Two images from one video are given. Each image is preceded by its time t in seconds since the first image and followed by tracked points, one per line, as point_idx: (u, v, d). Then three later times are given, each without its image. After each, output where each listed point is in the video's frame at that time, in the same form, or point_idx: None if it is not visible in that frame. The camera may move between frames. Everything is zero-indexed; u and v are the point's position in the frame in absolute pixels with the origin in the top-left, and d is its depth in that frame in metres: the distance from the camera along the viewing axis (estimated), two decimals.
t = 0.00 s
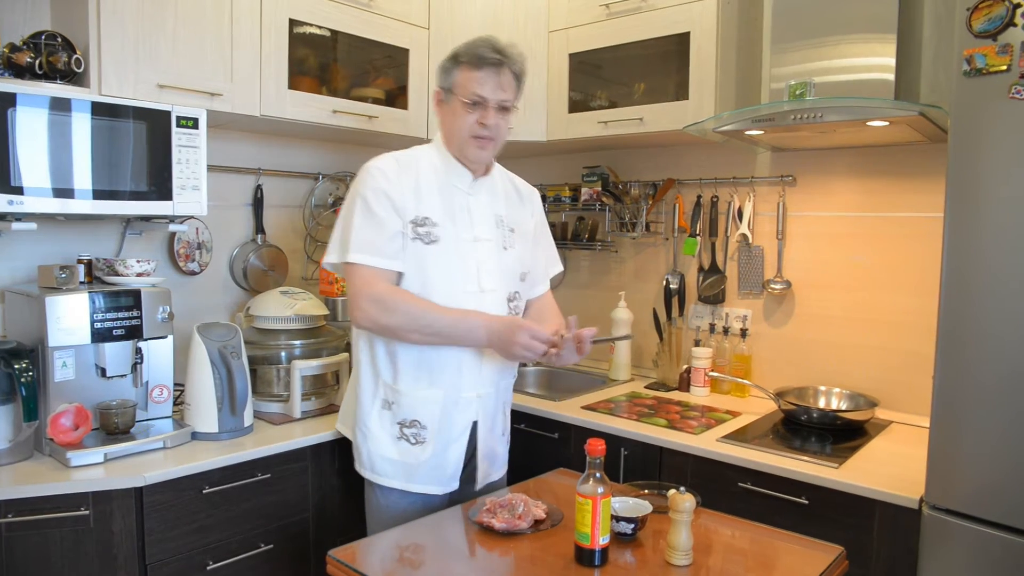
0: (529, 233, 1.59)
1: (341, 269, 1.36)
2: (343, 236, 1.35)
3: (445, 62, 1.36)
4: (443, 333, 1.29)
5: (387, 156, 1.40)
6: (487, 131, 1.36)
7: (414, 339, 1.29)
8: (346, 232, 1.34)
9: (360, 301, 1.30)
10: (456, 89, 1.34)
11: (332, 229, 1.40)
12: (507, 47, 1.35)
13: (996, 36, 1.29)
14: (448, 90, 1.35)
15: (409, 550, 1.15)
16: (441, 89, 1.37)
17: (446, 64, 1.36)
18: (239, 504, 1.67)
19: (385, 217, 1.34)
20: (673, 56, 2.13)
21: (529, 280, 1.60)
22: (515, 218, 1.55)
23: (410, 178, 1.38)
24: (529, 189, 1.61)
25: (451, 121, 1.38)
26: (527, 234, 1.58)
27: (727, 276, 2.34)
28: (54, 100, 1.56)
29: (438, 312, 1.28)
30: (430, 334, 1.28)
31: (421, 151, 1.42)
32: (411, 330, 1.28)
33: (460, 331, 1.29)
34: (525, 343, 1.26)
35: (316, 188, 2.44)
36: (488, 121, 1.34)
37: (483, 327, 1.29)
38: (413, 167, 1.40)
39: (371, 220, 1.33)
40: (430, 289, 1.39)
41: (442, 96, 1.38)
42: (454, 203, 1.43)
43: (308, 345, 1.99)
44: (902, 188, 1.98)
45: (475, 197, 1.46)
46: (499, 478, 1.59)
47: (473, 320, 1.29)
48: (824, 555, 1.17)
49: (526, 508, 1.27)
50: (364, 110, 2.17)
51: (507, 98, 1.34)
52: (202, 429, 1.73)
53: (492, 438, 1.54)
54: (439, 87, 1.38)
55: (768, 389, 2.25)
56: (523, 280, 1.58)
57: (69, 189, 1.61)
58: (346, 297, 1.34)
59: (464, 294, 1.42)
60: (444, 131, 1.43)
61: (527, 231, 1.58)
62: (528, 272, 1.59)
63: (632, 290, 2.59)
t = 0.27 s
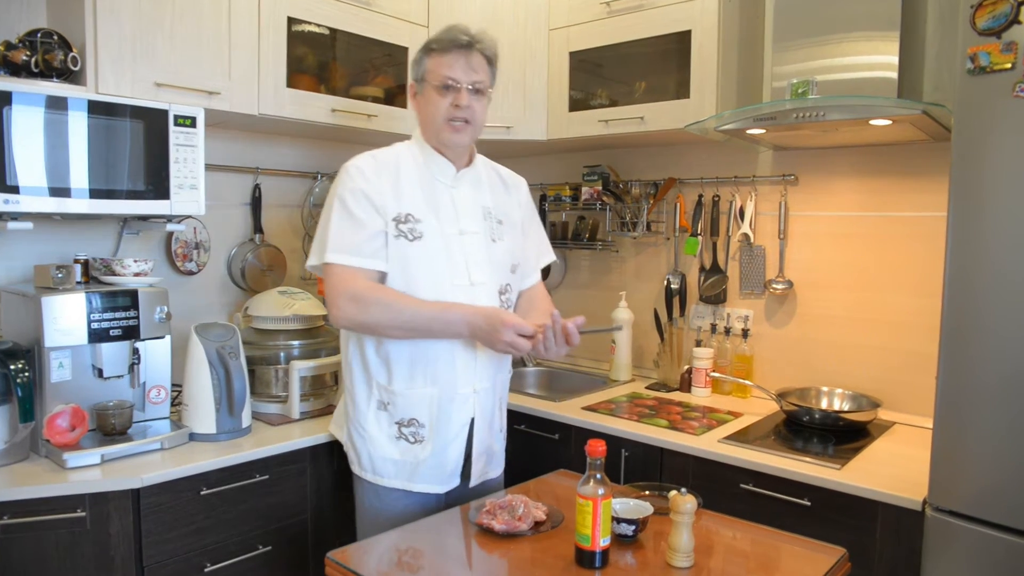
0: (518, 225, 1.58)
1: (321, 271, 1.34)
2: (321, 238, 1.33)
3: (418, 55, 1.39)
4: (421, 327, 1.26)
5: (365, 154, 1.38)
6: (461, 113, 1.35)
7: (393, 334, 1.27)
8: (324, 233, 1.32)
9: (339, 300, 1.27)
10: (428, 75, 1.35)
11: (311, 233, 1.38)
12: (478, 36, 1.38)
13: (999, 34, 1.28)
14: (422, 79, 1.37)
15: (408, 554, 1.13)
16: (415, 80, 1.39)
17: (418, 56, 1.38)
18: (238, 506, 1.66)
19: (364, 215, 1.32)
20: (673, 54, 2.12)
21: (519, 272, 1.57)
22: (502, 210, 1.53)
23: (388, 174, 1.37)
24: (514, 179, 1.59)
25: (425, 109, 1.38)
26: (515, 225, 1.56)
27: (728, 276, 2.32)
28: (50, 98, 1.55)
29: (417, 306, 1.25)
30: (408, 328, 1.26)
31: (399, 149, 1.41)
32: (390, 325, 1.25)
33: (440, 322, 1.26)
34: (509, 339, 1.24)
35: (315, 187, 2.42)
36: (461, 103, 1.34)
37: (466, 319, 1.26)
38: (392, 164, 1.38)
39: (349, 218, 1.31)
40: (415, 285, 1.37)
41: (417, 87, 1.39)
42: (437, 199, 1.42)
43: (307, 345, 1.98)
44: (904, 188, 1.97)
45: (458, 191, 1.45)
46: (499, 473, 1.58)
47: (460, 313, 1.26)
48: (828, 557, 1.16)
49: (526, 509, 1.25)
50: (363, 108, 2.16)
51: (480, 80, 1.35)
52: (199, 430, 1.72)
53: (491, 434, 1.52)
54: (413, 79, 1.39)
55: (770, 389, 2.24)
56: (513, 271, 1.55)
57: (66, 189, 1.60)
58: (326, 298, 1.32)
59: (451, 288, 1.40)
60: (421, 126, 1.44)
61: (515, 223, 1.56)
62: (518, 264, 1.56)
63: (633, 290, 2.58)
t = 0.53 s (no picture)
0: (503, 220, 1.58)
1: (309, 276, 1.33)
2: (308, 243, 1.32)
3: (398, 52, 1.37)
4: (408, 325, 1.25)
5: (347, 157, 1.37)
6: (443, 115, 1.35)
7: (382, 334, 1.26)
8: (310, 237, 1.31)
9: (329, 303, 1.27)
10: (409, 77, 1.34)
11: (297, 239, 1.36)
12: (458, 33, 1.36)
13: (994, 36, 1.29)
14: (403, 80, 1.36)
15: (406, 560, 1.13)
16: (396, 80, 1.38)
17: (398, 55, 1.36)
18: (239, 504, 1.68)
19: (350, 217, 1.31)
20: (672, 56, 2.13)
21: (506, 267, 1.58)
22: (487, 206, 1.54)
23: (373, 175, 1.36)
24: (497, 174, 1.60)
25: (407, 111, 1.38)
26: (500, 220, 1.57)
27: (726, 277, 2.34)
28: (55, 100, 1.57)
29: (406, 304, 1.25)
30: (396, 327, 1.25)
31: (381, 149, 1.40)
32: (379, 325, 1.25)
33: (427, 320, 1.26)
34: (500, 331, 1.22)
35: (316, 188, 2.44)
36: (444, 106, 1.34)
37: (456, 316, 1.26)
38: (376, 165, 1.38)
39: (336, 221, 1.30)
40: (408, 283, 1.36)
41: (398, 88, 1.38)
42: (424, 196, 1.41)
43: (308, 344, 2.00)
44: (901, 189, 1.99)
45: (444, 188, 1.45)
46: (497, 471, 1.58)
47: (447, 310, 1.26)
48: (823, 554, 1.17)
49: (525, 508, 1.27)
50: (364, 110, 2.17)
51: (461, 82, 1.34)
52: (202, 429, 1.73)
53: (488, 430, 1.53)
54: (394, 78, 1.38)
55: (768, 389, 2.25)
56: (501, 266, 1.56)
57: (70, 190, 1.61)
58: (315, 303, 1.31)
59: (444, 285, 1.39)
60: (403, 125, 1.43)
61: (501, 218, 1.57)
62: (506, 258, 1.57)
63: (632, 290, 2.59)
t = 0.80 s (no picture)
0: (491, 220, 1.58)
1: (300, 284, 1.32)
2: (297, 249, 1.31)
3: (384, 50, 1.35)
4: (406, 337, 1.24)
5: (333, 160, 1.36)
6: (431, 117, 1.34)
7: (379, 346, 1.25)
8: (299, 244, 1.30)
9: (323, 313, 1.27)
10: (396, 76, 1.33)
11: (285, 245, 1.35)
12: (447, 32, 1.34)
13: (994, 37, 1.29)
14: (390, 79, 1.34)
15: (400, 563, 1.11)
16: (382, 79, 1.36)
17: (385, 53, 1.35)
18: (239, 504, 1.68)
19: (339, 223, 1.30)
20: (672, 56, 2.13)
21: (495, 267, 1.60)
22: (475, 206, 1.54)
23: (361, 179, 1.35)
24: (483, 174, 1.59)
25: (394, 111, 1.36)
26: (488, 220, 1.57)
27: (726, 277, 2.34)
28: (55, 100, 1.57)
29: (404, 317, 1.24)
30: (395, 340, 1.24)
31: (368, 151, 1.39)
32: (376, 338, 1.24)
33: (426, 335, 1.24)
34: (501, 348, 1.20)
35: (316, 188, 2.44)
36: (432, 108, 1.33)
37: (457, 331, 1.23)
38: (364, 167, 1.36)
39: (325, 228, 1.30)
40: (399, 286, 1.36)
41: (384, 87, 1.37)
42: (413, 198, 1.40)
43: (308, 344, 2.00)
44: (901, 189, 1.99)
45: (433, 189, 1.44)
46: (492, 476, 1.58)
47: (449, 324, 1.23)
48: (823, 554, 1.17)
49: (525, 508, 1.27)
50: (364, 110, 2.17)
51: (450, 84, 1.34)
52: (202, 429, 1.73)
53: (482, 435, 1.53)
54: (380, 77, 1.36)
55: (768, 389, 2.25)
56: (489, 267, 1.57)
57: (70, 190, 1.61)
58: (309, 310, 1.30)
59: (435, 288, 1.40)
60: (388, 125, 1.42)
61: (489, 218, 1.57)
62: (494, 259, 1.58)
63: (632, 290, 2.59)
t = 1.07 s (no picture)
0: (484, 222, 1.58)
1: (291, 289, 1.31)
2: (289, 254, 1.30)
3: (407, 63, 1.28)
4: (397, 346, 1.24)
5: (324, 162, 1.35)
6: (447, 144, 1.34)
7: (370, 354, 1.24)
8: (291, 249, 1.29)
9: (312, 321, 1.25)
10: (421, 99, 1.29)
11: (276, 249, 1.33)
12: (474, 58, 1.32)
13: (994, 37, 1.29)
14: (410, 97, 1.30)
15: (396, 563, 1.11)
16: (400, 92, 1.30)
17: (408, 66, 1.28)
18: (239, 504, 1.68)
19: (333, 228, 1.29)
20: (672, 56, 2.13)
21: (490, 268, 1.59)
22: (467, 208, 1.54)
23: (354, 182, 1.34)
24: (476, 175, 1.59)
25: (407, 128, 1.33)
26: (481, 221, 1.57)
27: (726, 277, 2.34)
28: (55, 100, 1.57)
29: (396, 326, 1.23)
30: (386, 348, 1.24)
31: (360, 152, 1.38)
32: (367, 347, 1.23)
33: (419, 344, 1.24)
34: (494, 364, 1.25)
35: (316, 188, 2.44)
36: (451, 137, 1.32)
37: (452, 340, 1.25)
38: (356, 170, 1.35)
39: (318, 232, 1.29)
40: (394, 291, 1.36)
41: (400, 100, 1.32)
42: (407, 201, 1.40)
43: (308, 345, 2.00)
44: (901, 189, 1.99)
45: (427, 192, 1.44)
46: (488, 480, 1.58)
47: (442, 333, 1.25)
48: (823, 554, 1.17)
49: (525, 508, 1.27)
50: (364, 110, 2.17)
51: (472, 117, 1.33)
52: (202, 429, 1.73)
53: (477, 440, 1.53)
54: (397, 88, 1.30)
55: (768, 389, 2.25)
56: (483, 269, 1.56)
57: (70, 190, 1.61)
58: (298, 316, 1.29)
59: (431, 292, 1.39)
60: (392, 131, 1.38)
61: (482, 220, 1.57)
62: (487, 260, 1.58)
63: (632, 290, 2.59)
